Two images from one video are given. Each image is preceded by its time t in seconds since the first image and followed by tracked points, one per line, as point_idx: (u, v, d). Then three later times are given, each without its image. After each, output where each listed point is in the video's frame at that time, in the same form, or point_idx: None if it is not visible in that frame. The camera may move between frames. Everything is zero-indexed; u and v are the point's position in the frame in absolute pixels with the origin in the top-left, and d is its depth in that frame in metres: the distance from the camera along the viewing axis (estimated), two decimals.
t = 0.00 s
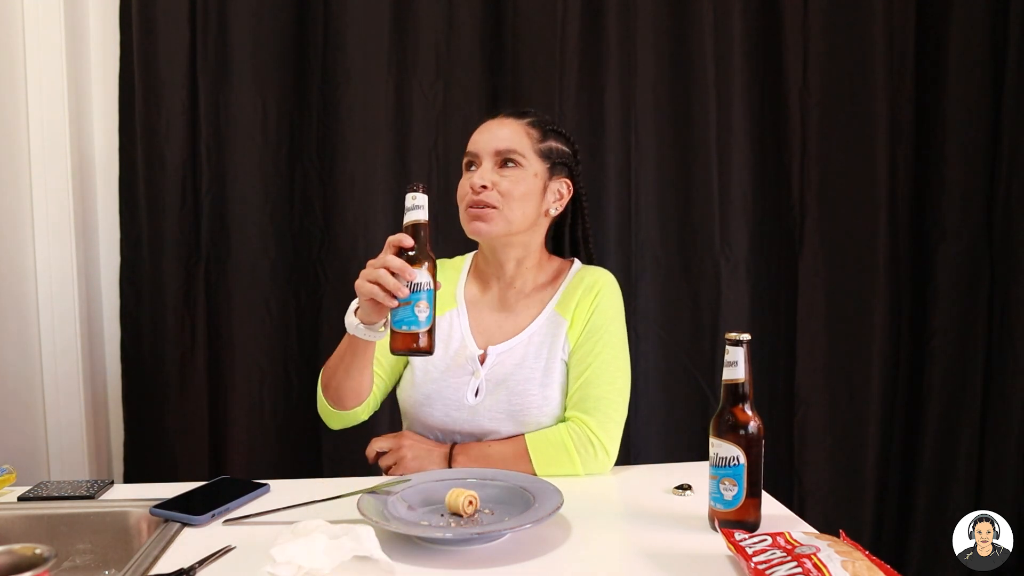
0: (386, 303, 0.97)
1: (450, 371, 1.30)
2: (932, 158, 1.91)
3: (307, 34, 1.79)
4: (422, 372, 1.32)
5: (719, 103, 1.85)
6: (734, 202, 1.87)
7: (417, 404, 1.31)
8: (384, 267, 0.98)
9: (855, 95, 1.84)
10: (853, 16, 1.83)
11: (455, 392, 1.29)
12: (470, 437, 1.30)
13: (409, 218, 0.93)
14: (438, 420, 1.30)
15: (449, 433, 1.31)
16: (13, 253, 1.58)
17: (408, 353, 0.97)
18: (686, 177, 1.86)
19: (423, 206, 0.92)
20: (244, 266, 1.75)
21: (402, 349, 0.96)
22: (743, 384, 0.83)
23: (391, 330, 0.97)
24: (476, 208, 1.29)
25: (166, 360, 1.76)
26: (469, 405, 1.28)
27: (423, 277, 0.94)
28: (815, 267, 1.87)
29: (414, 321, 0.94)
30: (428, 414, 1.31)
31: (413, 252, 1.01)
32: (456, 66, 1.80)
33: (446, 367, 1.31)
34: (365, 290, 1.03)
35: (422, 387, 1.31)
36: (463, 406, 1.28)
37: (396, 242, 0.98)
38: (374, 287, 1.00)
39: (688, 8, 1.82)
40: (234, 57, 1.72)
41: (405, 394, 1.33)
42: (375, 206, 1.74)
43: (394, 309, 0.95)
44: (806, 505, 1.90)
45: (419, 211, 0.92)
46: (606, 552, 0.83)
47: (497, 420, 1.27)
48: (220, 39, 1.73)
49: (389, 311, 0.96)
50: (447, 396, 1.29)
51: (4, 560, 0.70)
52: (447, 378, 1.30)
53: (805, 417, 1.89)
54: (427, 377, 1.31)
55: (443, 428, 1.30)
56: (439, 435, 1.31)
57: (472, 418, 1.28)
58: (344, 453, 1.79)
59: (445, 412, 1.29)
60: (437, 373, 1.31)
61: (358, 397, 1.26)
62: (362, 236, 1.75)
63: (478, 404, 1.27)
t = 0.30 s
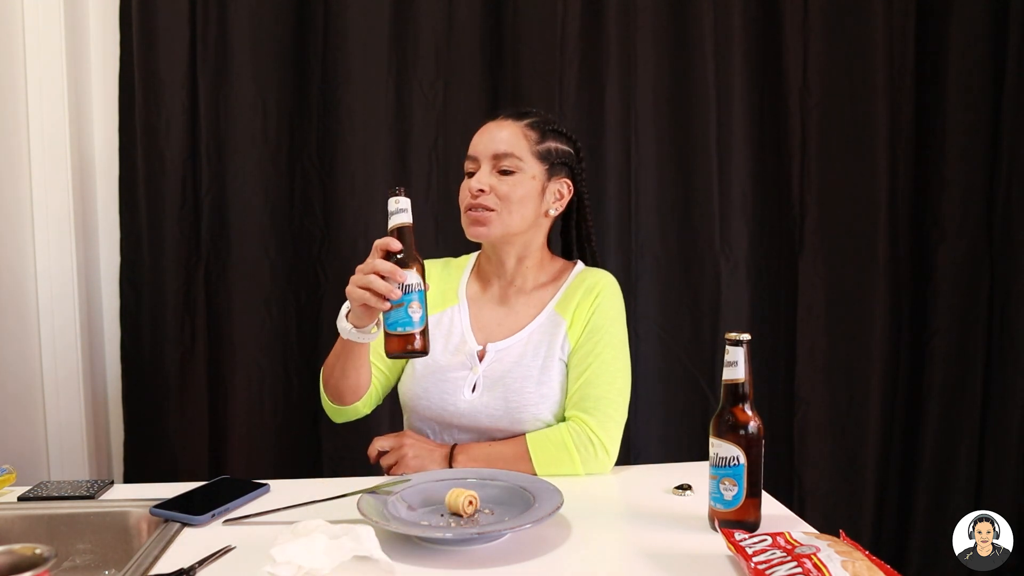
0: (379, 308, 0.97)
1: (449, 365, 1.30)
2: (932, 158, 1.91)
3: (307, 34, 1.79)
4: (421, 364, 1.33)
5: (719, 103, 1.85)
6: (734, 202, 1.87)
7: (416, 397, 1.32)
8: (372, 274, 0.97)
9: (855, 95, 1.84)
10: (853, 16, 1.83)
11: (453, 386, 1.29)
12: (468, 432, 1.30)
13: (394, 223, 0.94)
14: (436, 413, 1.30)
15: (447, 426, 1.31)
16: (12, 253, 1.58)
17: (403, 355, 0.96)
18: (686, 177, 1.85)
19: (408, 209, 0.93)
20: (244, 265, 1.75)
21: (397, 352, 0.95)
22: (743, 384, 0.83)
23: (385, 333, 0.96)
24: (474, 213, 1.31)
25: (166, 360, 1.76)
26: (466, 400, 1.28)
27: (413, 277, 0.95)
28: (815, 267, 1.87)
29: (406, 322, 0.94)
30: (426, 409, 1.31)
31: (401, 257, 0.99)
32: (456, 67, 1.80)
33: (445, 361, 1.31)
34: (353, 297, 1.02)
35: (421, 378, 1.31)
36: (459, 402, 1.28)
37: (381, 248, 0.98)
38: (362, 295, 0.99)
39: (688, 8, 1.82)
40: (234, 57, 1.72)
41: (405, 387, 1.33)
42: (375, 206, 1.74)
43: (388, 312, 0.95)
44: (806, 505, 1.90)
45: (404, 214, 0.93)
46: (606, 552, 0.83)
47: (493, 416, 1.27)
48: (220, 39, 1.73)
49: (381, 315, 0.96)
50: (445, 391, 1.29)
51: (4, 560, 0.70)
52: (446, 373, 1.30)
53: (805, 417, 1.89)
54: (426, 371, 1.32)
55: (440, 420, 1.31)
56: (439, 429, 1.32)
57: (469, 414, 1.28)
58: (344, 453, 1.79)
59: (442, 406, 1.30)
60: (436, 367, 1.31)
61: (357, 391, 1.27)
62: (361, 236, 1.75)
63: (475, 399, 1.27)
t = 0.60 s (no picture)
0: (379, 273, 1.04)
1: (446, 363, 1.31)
2: (932, 158, 1.90)
3: (307, 34, 1.79)
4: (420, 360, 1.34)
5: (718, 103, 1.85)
6: (734, 203, 1.87)
7: (414, 394, 1.33)
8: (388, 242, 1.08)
9: (855, 95, 1.84)
10: (853, 17, 1.83)
11: (450, 383, 1.29)
12: (465, 429, 1.30)
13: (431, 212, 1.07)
14: (432, 410, 1.31)
15: (443, 423, 1.32)
16: (12, 253, 1.58)
17: (381, 319, 0.99)
18: (686, 177, 1.85)
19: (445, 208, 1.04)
20: (244, 265, 1.75)
21: (378, 315, 0.99)
22: (742, 384, 0.83)
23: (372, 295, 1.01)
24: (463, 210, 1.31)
25: (166, 360, 1.76)
26: (461, 398, 1.28)
27: (420, 258, 1.02)
28: (815, 267, 1.87)
29: (397, 288, 0.99)
30: (423, 405, 1.32)
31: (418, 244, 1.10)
32: (456, 67, 1.80)
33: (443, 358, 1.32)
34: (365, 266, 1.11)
35: (419, 374, 1.33)
36: (455, 399, 1.28)
37: (408, 228, 1.09)
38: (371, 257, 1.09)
39: (688, 8, 1.82)
40: (234, 57, 1.72)
41: (405, 383, 1.35)
42: (375, 206, 1.74)
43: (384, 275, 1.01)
44: (806, 505, 1.90)
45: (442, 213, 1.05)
46: (606, 552, 0.83)
47: (488, 414, 1.27)
48: (220, 39, 1.73)
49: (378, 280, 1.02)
50: (441, 388, 1.30)
51: (4, 560, 0.70)
52: (443, 370, 1.31)
53: (805, 417, 1.89)
54: (424, 368, 1.33)
55: (437, 417, 1.31)
56: (437, 426, 1.32)
57: (464, 411, 1.28)
58: (343, 453, 1.79)
59: (439, 404, 1.30)
60: (433, 365, 1.33)
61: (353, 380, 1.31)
62: (361, 236, 1.75)
63: (470, 397, 1.27)
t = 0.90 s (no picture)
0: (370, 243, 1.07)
1: (446, 360, 1.31)
2: (933, 157, 1.90)
3: (307, 34, 1.79)
4: (420, 355, 1.35)
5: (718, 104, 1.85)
6: (734, 203, 1.87)
7: (412, 391, 1.33)
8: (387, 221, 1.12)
9: (855, 95, 1.84)
10: (853, 17, 1.83)
11: (448, 379, 1.29)
12: (464, 427, 1.30)
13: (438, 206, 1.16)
14: (431, 406, 1.31)
15: (441, 420, 1.31)
16: (12, 253, 1.58)
17: (360, 271, 1.00)
18: (686, 177, 1.85)
19: (451, 196, 1.13)
20: (244, 265, 1.75)
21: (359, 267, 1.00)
22: (743, 384, 0.83)
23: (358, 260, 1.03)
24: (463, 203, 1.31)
25: (166, 360, 1.76)
26: (460, 394, 1.28)
27: (412, 232, 1.05)
28: (815, 268, 1.87)
29: (382, 249, 1.02)
30: (422, 402, 1.32)
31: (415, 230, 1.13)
32: (456, 67, 1.80)
33: (442, 354, 1.32)
34: (362, 246, 1.15)
35: (418, 370, 1.33)
36: (454, 396, 1.28)
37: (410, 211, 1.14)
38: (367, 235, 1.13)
39: (688, 7, 1.82)
40: (234, 57, 1.72)
41: (405, 379, 1.35)
42: (375, 206, 1.74)
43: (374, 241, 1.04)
44: (805, 505, 1.90)
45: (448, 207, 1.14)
46: (606, 552, 0.83)
47: (487, 411, 1.27)
48: (220, 39, 1.73)
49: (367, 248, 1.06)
50: (440, 384, 1.30)
51: (4, 560, 0.70)
52: (442, 366, 1.31)
53: (805, 416, 1.89)
54: (423, 364, 1.33)
55: (435, 414, 1.31)
56: (435, 423, 1.32)
57: (463, 408, 1.28)
58: (343, 453, 1.79)
59: (437, 400, 1.30)
60: (433, 361, 1.33)
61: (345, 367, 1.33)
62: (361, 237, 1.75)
63: (468, 394, 1.27)
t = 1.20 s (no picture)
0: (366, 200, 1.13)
1: (446, 355, 1.31)
2: (933, 157, 1.90)
3: (307, 34, 1.79)
4: (420, 350, 1.35)
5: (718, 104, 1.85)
6: (734, 203, 1.87)
7: (411, 386, 1.33)
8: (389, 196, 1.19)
9: (855, 95, 1.84)
10: (853, 17, 1.83)
11: (448, 374, 1.29)
12: (462, 424, 1.30)
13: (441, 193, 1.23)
14: (429, 401, 1.31)
15: (438, 416, 1.31)
16: (12, 254, 1.58)
17: (343, 219, 1.04)
18: (686, 177, 1.85)
19: (455, 184, 1.20)
20: (244, 265, 1.75)
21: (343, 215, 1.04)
22: (743, 384, 0.83)
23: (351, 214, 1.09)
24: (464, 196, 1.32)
25: (166, 361, 1.76)
26: (460, 390, 1.28)
27: (405, 198, 1.11)
28: (815, 268, 1.87)
29: (372, 205, 1.07)
30: (420, 397, 1.32)
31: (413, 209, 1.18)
32: (456, 67, 1.80)
33: (443, 350, 1.32)
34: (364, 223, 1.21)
35: (418, 364, 1.33)
36: (453, 391, 1.28)
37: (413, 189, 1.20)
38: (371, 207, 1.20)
39: (687, 7, 1.82)
40: (234, 57, 1.72)
41: (404, 374, 1.35)
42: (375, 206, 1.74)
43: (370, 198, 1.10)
44: (805, 505, 1.90)
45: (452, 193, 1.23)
46: (607, 552, 0.83)
47: (485, 408, 1.27)
48: (220, 39, 1.73)
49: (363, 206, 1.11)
50: (439, 379, 1.30)
51: (5, 560, 0.70)
52: (441, 361, 1.31)
53: (805, 416, 1.89)
54: (423, 358, 1.33)
55: (433, 409, 1.31)
56: (433, 419, 1.32)
57: (462, 404, 1.28)
58: (343, 454, 1.79)
59: (436, 395, 1.30)
60: (432, 356, 1.32)
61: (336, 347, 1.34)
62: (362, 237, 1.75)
63: (468, 389, 1.27)
